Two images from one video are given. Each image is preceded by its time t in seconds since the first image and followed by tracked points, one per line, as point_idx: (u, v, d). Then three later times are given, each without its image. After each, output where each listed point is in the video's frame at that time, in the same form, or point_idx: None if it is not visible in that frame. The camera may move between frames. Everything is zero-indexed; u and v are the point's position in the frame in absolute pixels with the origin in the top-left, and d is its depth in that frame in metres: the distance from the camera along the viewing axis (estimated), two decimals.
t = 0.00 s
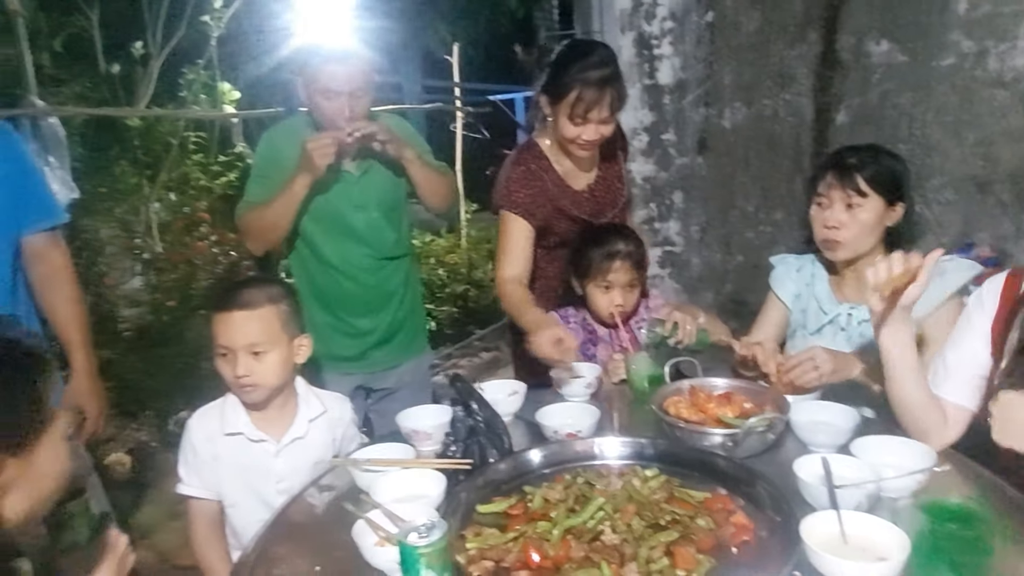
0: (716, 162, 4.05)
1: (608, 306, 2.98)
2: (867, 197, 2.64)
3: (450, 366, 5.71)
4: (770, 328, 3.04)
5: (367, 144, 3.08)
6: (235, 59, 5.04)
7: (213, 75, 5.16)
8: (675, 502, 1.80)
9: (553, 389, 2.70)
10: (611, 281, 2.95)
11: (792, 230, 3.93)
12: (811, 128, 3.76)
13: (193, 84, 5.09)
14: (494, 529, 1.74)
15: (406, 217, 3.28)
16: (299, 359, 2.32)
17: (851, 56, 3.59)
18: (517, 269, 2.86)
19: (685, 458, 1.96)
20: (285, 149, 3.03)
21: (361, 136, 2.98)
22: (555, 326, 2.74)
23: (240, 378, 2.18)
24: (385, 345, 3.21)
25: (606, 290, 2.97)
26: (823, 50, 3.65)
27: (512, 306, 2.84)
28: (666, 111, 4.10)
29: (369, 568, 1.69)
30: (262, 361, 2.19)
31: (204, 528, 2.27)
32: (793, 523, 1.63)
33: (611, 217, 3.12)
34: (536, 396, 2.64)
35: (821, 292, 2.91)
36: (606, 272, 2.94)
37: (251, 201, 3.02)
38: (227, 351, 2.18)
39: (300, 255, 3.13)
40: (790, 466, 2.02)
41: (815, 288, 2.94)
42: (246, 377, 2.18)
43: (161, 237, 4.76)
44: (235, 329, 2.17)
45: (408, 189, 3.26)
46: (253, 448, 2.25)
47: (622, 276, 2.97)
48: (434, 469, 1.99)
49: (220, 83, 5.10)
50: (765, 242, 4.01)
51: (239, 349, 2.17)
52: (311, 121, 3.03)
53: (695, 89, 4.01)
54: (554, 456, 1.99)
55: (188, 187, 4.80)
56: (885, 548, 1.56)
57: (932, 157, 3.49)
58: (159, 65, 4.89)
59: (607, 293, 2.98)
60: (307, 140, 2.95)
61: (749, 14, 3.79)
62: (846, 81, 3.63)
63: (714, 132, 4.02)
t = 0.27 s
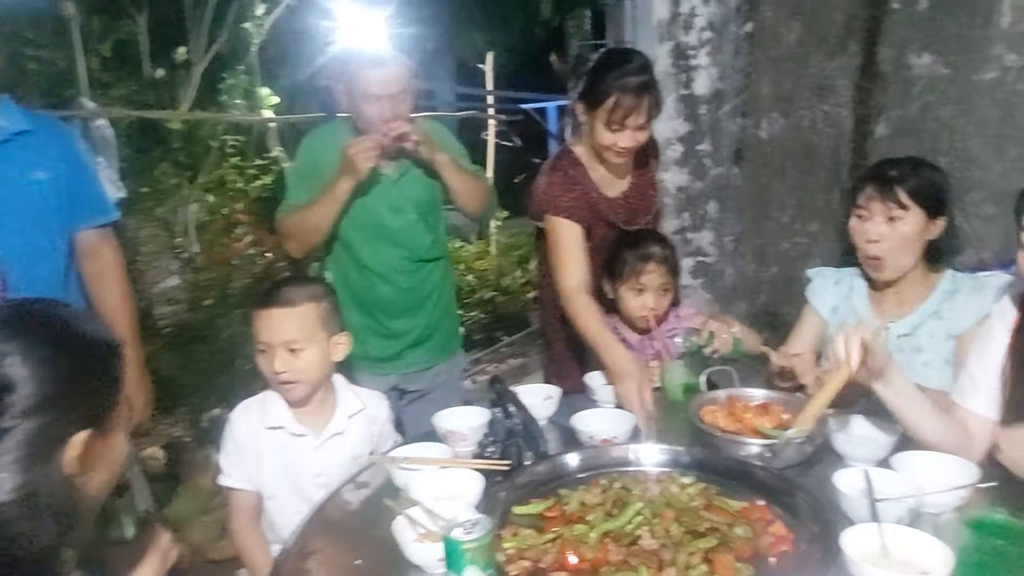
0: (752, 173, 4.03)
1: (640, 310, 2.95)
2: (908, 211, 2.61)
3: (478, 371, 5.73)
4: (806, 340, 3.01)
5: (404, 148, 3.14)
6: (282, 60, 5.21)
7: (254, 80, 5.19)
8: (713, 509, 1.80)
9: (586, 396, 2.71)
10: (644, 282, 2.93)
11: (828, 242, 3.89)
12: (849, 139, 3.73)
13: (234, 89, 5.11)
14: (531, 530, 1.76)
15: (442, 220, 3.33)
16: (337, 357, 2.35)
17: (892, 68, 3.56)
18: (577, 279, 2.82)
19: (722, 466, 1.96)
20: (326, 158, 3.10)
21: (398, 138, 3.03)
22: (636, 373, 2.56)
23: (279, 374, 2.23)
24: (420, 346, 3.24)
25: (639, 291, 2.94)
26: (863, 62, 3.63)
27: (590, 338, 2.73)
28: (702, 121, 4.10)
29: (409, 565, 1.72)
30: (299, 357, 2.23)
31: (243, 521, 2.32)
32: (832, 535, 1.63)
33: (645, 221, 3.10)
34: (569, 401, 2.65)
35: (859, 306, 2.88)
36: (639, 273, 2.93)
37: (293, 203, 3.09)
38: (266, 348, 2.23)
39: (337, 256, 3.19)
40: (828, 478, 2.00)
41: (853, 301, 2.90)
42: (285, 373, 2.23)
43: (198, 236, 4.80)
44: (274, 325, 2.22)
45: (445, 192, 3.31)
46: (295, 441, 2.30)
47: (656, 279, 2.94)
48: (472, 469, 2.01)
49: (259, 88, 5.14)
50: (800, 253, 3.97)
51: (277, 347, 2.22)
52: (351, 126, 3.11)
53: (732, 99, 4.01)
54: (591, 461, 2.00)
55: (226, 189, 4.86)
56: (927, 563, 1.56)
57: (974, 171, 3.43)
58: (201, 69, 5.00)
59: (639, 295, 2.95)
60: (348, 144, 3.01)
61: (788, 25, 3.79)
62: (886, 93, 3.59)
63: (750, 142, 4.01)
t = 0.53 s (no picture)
0: (789, 186, 4.00)
1: (675, 321, 2.97)
2: (951, 227, 2.57)
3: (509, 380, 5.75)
4: (845, 356, 2.98)
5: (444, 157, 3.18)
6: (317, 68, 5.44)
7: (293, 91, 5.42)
8: (752, 524, 1.79)
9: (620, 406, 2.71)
10: (680, 293, 2.94)
11: (866, 257, 3.83)
12: (889, 153, 3.69)
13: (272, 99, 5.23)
14: (567, 539, 1.76)
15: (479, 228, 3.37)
16: (374, 366, 2.39)
17: (933, 82, 3.51)
18: (623, 291, 2.82)
19: (760, 481, 1.95)
20: (370, 166, 3.16)
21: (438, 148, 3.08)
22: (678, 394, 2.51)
23: (318, 383, 2.28)
24: (456, 354, 3.28)
25: (675, 302, 2.96)
26: (904, 75, 3.58)
27: (634, 350, 2.73)
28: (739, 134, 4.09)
29: (446, 569, 1.75)
30: (338, 367, 2.28)
31: (283, 523, 2.37)
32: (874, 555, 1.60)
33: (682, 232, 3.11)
34: (604, 412, 2.65)
35: (900, 322, 2.84)
36: (676, 285, 2.93)
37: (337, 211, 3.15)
38: (307, 356, 2.28)
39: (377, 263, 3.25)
40: (868, 495, 1.97)
41: (894, 317, 2.86)
42: (325, 381, 2.27)
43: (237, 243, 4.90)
44: (316, 335, 2.26)
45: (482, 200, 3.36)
46: (333, 449, 2.34)
47: (692, 290, 2.95)
48: (509, 477, 2.03)
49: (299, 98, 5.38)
50: (838, 268, 3.92)
51: (317, 356, 2.26)
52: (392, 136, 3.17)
53: (769, 111, 3.99)
54: (627, 471, 2.00)
55: (265, 197, 5.03)
56: None
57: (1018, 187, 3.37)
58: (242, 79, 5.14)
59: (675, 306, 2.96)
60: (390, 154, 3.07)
61: (827, 38, 3.76)
62: (928, 107, 3.54)
63: (788, 155, 3.98)
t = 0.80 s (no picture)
0: (839, 187, 3.90)
1: (723, 325, 2.94)
2: (1013, 233, 2.48)
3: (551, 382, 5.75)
4: (899, 362, 2.90)
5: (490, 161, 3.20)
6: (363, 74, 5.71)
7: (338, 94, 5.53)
8: (803, 532, 1.77)
9: (667, 410, 2.68)
10: (729, 297, 2.90)
11: (921, 260, 3.71)
12: (946, 154, 3.57)
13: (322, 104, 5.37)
14: (614, 543, 1.76)
15: (523, 231, 3.39)
16: (422, 369, 2.44)
17: (993, 80, 3.39)
18: (632, 282, 2.89)
19: (810, 489, 1.91)
20: (418, 168, 3.20)
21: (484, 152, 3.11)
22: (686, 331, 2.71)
23: (368, 385, 2.33)
24: (499, 355, 3.30)
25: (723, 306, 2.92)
26: (962, 73, 3.47)
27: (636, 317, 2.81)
28: (788, 134, 4.02)
29: (494, 569, 1.77)
30: (387, 369, 2.32)
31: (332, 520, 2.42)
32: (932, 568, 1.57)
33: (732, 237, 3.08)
34: (649, 415, 2.64)
35: (958, 328, 2.76)
36: (725, 289, 2.89)
37: (385, 214, 3.20)
38: (357, 358, 2.33)
39: (423, 265, 3.30)
40: (924, 505, 1.92)
41: (951, 323, 2.78)
42: (374, 383, 2.32)
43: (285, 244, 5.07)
44: (366, 338, 2.32)
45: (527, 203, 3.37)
46: (382, 450, 2.38)
47: (741, 293, 2.92)
48: (554, 479, 2.04)
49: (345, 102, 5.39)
50: (890, 271, 3.80)
51: (365, 358, 2.32)
52: (439, 141, 3.22)
53: (820, 111, 3.92)
54: (674, 476, 1.99)
55: (311, 199, 5.15)
56: None
57: None
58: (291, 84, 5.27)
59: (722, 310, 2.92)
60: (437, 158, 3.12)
61: (880, 36, 3.65)
62: (986, 106, 3.42)
63: (838, 155, 3.88)
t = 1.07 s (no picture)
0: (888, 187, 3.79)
1: (767, 327, 2.90)
2: None
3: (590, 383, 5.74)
4: (952, 366, 2.83)
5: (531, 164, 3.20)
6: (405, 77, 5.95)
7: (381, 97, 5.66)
8: (851, 539, 1.75)
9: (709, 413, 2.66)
10: (774, 300, 2.87)
11: (974, 262, 3.58)
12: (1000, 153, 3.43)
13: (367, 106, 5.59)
14: (657, 545, 1.76)
15: (564, 232, 3.39)
16: (466, 371, 2.47)
17: None
18: (663, 274, 2.90)
19: (858, 495, 1.88)
20: (460, 169, 3.24)
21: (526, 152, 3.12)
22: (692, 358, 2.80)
23: (411, 387, 2.37)
24: (540, 355, 3.32)
25: (769, 309, 2.88)
26: (1018, 69, 3.34)
27: (657, 322, 2.87)
28: (834, 133, 3.97)
29: (536, 568, 1.78)
30: (429, 372, 2.36)
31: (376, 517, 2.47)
32: None
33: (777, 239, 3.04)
34: (691, 418, 2.61)
35: (1014, 331, 2.67)
36: (769, 291, 2.85)
37: (428, 215, 3.25)
38: (401, 361, 2.37)
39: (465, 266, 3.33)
40: (979, 513, 1.87)
41: (1007, 326, 2.69)
42: (417, 385, 2.36)
43: (328, 244, 5.20)
44: (409, 341, 2.36)
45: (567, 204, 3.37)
46: (425, 449, 2.42)
47: (787, 295, 2.88)
48: (595, 480, 2.04)
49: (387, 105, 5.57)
50: (942, 274, 3.67)
51: (408, 361, 2.36)
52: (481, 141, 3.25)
53: (867, 109, 3.86)
54: (718, 479, 1.98)
55: (353, 200, 5.27)
56: None
57: None
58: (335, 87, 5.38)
59: (768, 312, 2.89)
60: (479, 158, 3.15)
61: (931, 31, 3.54)
62: None
63: (886, 154, 3.80)
